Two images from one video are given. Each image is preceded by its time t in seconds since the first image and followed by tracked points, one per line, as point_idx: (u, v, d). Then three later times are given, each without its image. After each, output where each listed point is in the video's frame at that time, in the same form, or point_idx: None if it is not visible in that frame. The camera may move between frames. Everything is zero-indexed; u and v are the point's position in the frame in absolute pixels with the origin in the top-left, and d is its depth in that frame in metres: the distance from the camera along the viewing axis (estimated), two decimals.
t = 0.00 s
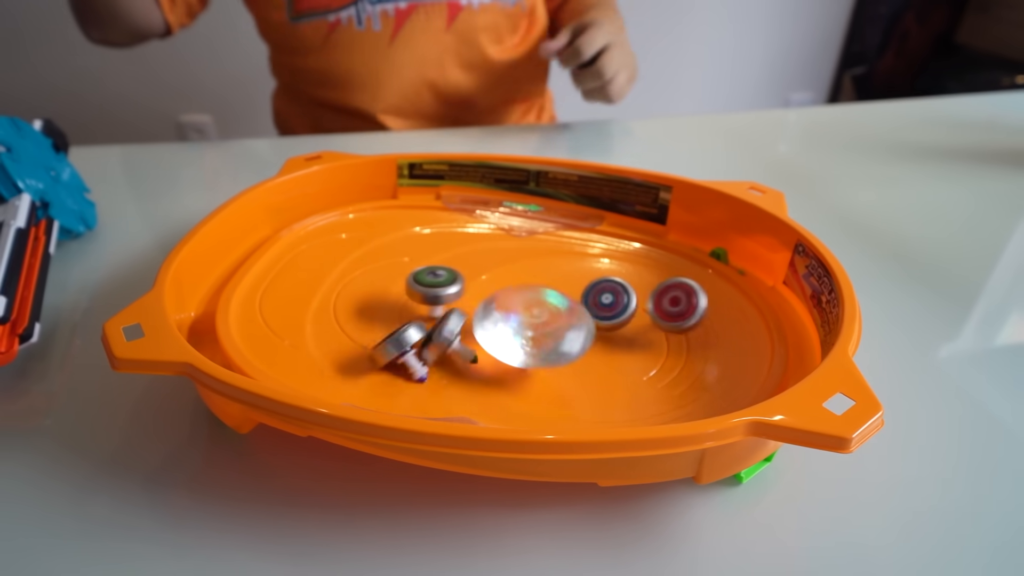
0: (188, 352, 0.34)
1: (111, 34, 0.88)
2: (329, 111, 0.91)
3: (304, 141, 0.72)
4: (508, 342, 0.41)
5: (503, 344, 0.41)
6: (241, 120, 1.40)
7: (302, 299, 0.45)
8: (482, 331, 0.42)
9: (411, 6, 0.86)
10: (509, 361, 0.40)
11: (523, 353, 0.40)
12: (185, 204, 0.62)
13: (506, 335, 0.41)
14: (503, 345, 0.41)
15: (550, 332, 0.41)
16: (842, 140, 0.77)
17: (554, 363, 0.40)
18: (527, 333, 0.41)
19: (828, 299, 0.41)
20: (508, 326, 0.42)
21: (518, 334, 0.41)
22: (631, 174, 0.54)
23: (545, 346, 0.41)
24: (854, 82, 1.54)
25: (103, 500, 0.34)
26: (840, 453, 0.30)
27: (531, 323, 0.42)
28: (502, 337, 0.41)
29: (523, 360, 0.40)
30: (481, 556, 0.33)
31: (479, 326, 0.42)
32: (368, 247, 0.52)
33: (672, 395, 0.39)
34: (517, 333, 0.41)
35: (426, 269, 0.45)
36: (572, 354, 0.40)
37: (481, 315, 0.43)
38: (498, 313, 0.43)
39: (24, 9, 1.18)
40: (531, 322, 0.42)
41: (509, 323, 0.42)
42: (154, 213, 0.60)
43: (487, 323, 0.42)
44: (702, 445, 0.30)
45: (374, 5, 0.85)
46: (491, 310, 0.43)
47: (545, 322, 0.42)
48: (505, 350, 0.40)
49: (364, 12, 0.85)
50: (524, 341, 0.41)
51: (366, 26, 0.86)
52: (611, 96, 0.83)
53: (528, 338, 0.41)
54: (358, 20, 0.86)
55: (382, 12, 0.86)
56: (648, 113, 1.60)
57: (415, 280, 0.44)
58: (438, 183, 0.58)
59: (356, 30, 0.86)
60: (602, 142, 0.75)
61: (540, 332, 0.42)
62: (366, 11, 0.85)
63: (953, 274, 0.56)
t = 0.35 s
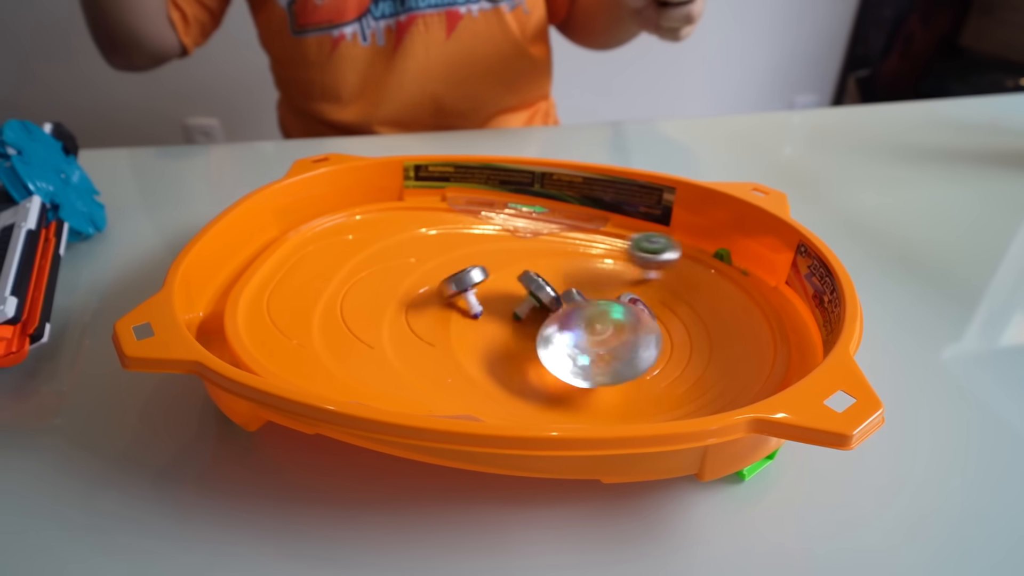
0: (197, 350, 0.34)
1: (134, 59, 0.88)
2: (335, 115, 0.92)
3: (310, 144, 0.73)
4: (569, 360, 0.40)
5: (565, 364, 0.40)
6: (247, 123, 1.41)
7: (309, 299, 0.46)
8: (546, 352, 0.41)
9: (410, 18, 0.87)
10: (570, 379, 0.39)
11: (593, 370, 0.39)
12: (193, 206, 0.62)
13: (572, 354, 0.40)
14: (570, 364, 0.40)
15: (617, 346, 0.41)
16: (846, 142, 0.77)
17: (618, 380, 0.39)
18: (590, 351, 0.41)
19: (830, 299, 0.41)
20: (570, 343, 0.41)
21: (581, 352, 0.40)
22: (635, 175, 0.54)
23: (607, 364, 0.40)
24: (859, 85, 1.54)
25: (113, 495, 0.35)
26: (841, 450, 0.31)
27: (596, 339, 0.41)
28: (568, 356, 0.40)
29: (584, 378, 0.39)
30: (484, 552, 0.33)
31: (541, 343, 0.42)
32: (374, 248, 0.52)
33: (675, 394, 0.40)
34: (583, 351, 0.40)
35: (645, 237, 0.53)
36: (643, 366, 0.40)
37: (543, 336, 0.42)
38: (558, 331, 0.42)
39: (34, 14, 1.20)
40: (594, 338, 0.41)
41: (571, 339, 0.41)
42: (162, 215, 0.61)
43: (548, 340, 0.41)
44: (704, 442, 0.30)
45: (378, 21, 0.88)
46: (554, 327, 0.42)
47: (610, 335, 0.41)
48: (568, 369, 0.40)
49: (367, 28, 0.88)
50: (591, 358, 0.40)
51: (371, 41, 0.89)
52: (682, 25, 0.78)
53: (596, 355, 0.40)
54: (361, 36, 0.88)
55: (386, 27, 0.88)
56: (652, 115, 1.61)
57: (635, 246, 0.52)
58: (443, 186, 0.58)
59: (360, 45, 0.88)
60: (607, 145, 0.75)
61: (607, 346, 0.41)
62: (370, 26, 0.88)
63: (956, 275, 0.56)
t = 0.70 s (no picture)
0: (195, 352, 0.34)
1: (139, 75, 0.89)
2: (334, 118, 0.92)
3: (308, 147, 0.73)
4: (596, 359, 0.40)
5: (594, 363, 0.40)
6: (245, 126, 1.41)
7: (307, 301, 0.46)
8: (571, 351, 0.41)
9: (409, 25, 0.88)
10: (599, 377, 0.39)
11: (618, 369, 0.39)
12: (191, 209, 0.62)
13: (597, 354, 0.40)
14: (593, 364, 0.40)
15: (645, 349, 0.40)
16: (844, 145, 0.77)
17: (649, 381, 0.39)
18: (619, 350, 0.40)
19: (827, 301, 0.41)
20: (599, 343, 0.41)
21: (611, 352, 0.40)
22: (633, 179, 0.54)
23: (638, 363, 0.39)
24: (857, 88, 1.55)
25: (110, 498, 0.35)
26: (838, 452, 0.31)
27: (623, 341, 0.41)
28: (593, 356, 0.40)
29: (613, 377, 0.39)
30: (483, 554, 0.33)
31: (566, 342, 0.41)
32: (372, 250, 0.52)
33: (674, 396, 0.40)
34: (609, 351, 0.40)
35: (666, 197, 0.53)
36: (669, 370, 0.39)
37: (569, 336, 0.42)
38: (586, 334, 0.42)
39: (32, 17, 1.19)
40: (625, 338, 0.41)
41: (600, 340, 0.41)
42: (160, 218, 0.61)
43: (575, 340, 0.41)
44: (702, 444, 0.31)
45: (375, 27, 0.88)
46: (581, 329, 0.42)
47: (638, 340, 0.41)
48: (592, 368, 0.39)
49: (365, 36, 0.88)
50: (617, 358, 0.40)
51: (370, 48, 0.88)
52: None
53: (622, 356, 0.40)
54: (358, 44, 0.88)
55: (383, 34, 0.88)
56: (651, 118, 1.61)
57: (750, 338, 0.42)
58: (442, 188, 0.58)
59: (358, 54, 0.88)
60: (605, 148, 0.75)
61: (635, 349, 0.40)
62: (366, 34, 0.88)
63: (953, 278, 0.56)
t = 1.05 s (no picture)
0: (189, 353, 0.34)
1: (141, 77, 0.88)
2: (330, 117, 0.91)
3: (304, 146, 0.72)
4: (577, 334, 0.42)
5: (574, 337, 0.42)
6: (241, 125, 1.40)
7: (303, 302, 0.45)
8: (552, 323, 0.42)
9: (407, 22, 0.87)
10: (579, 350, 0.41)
11: (596, 344, 0.41)
12: (186, 208, 0.62)
13: (578, 330, 0.42)
14: (575, 339, 0.42)
15: (623, 328, 0.43)
16: (842, 145, 0.77)
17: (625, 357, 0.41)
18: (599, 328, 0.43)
19: (825, 302, 0.41)
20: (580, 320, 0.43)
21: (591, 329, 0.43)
22: (631, 178, 0.54)
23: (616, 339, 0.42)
24: (855, 87, 1.55)
25: (104, 501, 0.34)
26: (835, 454, 0.31)
27: (602, 320, 0.43)
28: (574, 331, 0.42)
29: (593, 350, 0.41)
30: (480, 556, 0.33)
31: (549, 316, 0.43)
32: (369, 250, 0.52)
33: (671, 397, 0.39)
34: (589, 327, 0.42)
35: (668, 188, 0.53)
36: (644, 349, 0.41)
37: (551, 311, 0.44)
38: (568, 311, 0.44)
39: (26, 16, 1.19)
40: (605, 318, 0.43)
41: (582, 318, 0.43)
42: (155, 218, 0.60)
43: (556, 315, 0.43)
44: (699, 446, 0.30)
45: (373, 25, 0.87)
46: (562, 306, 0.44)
47: (616, 320, 0.43)
48: (573, 341, 0.41)
49: (363, 33, 0.87)
50: (596, 334, 0.42)
51: (367, 46, 0.88)
52: None
53: (600, 332, 0.42)
54: (357, 41, 0.87)
55: (381, 31, 0.87)
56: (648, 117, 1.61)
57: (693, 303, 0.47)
58: (440, 188, 0.58)
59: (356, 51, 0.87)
60: (603, 147, 0.75)
61: (613, 327, 0.43)
62: (366, 31, 0.87)
63: (950, 277, 0.56)
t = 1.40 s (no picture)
0: (192, 349, 0.34)
1: (137, 75, 0.88)
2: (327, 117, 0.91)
3: (301, 146, 0.72)
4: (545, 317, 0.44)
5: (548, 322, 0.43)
6: (238, 124, 1.40)
7: (304, 299, 0.46)
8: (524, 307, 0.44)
9: (404, 20, 0.88)
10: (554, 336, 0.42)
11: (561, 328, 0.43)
12: (183, 208, 0.62)
13: (547, 312, 0.44)
14: (542, 322, 0.43)
15: (589, 310, 0.44)
16: (837, 144, 0.77)
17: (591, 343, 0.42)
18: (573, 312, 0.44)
19: (823, 299, 0.41)
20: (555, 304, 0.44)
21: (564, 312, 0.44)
22: (630, 177, 0.54)
23: (581, 323, 0.43)
24: (850, 87, 1.55)
25: (108, 496, 0.35)
26: (832, 449, 0.31)
27: (571, 302, 0.44)
28: (543, 313, 0.44)
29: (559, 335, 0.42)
30: (480, 550, 0.33)
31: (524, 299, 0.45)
32: (369, 249, 0.52)
33: (670, 394, 0.40)
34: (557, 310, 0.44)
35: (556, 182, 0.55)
36: (606, 334, 0.42)
37: (523, 294, 0.45)
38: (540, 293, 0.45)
39: (21, 15, 1.18)
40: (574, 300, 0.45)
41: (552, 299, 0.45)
42: (151, 218, 0.60)
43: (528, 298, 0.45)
44: (698, 440, 0.31)
45: (368, 23, 0.87)
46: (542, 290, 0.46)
47: (585, 302, 0.44)
48: (541, 325, 0.43)
49: (359, 31, 0.87)
50: (562, 317, 0.43)
51: (363, 44, 0.88)
52: None
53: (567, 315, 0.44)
54: (353, 39, 0.87)
55: (376, 30, 0.87)
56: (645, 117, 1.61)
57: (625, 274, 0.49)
58: (439, 186, 0.58)
59: (352, 49, 0.87)
60: (600, 146, 0.76)
61: (580, 309, 0.44)
62: (361, 30, 0.87)
63: (945, 275, 0.56)
